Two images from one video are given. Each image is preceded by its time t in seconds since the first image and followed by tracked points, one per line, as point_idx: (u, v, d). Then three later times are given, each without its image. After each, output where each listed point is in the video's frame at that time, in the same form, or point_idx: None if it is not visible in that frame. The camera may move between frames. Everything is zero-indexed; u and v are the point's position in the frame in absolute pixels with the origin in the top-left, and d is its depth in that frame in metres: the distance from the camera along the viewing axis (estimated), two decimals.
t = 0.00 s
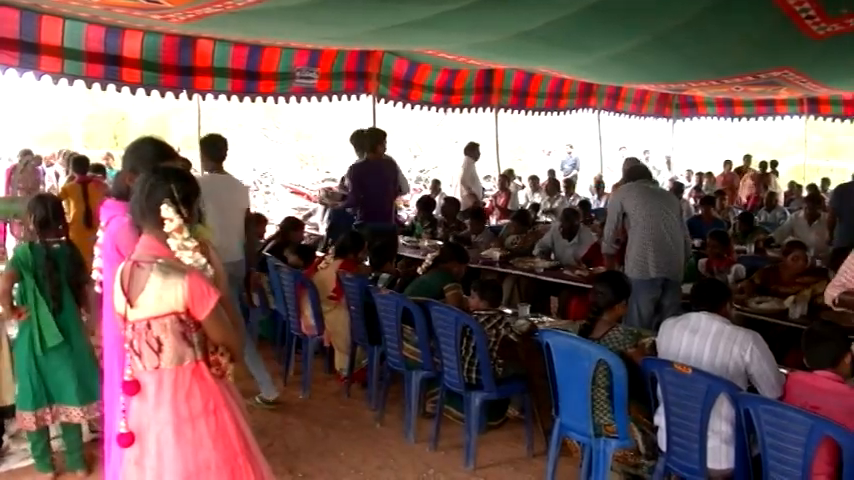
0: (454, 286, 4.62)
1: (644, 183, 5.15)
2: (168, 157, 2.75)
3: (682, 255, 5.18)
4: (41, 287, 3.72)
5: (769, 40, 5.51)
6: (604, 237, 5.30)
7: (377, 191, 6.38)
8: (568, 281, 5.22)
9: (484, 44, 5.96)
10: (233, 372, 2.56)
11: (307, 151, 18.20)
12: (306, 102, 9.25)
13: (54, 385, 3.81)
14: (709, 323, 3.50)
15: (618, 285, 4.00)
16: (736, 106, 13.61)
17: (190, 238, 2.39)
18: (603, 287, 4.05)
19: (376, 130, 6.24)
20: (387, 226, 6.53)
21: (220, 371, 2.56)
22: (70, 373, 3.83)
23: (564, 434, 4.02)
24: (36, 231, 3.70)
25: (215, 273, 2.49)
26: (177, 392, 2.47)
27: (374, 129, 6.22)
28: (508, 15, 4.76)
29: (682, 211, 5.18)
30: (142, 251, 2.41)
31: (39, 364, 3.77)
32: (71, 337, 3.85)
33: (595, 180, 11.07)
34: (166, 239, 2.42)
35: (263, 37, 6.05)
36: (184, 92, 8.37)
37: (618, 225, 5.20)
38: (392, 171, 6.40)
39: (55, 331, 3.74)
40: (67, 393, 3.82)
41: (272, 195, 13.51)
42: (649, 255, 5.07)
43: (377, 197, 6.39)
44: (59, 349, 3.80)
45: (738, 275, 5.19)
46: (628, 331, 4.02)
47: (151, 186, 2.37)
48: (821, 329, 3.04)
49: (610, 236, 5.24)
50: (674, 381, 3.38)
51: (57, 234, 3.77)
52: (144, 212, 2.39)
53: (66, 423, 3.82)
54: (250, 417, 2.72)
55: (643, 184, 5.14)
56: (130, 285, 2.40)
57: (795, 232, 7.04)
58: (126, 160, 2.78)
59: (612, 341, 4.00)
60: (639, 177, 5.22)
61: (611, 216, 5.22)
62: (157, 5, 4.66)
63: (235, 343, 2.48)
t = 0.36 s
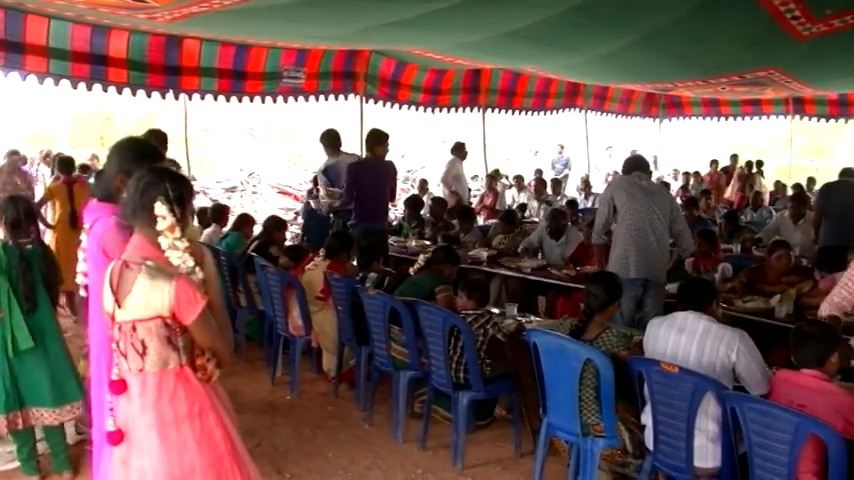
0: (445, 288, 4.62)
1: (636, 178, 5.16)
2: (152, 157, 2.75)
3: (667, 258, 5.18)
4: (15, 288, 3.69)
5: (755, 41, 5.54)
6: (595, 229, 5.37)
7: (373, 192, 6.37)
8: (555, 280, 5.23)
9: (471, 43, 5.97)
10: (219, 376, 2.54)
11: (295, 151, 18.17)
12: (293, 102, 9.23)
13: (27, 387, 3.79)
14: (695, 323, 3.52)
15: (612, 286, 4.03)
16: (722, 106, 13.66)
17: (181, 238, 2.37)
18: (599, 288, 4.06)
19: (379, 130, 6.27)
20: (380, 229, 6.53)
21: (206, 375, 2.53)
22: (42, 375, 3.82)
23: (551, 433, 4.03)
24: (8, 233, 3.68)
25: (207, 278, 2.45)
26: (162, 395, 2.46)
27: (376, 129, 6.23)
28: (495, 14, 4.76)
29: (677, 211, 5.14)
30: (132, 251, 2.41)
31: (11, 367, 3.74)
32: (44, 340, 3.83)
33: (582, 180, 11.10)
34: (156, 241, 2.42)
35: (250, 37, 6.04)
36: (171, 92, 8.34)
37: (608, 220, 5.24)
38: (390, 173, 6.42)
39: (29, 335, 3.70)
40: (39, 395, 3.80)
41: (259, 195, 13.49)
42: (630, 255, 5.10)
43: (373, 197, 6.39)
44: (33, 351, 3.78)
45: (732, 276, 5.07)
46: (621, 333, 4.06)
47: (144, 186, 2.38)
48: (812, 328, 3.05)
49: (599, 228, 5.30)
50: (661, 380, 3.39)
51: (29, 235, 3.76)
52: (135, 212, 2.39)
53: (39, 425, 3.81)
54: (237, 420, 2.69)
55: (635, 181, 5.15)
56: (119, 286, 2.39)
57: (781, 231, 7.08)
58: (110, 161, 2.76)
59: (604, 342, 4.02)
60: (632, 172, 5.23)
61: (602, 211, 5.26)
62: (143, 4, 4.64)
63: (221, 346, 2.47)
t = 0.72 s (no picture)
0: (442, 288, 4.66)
1: (633, 176, 5.17)
2: (146, 156, 2.74)
3: (659, 258, 5.20)
4: None
5: (747, 40, 5.55)
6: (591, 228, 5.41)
7: (369, 192, 6.36)
8: (549, 280, 5.22)
9: (464, 43, 5.97)
10: (214, 377, 2.53)
11: (288, 152, 18.15)
12: (286, 102, 9.22)
13: (6, 392, 3.77)
14: (689, 322, 3.53)
15: (613, 287, 3.98)
16: (714, 106, 13.69)
17: (178, 240, 2.38)
18: (603, 291, 3.99)
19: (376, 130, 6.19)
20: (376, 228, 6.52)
21: (201, 376, 2.52)
22: (21, 381, 3.79)
23: (545, 433, 4.04)
24: None
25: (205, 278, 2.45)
26: (156, 395, 2.45)
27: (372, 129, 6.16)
28: (489, 14, 4.76)
29: (670, 204, 5.09)
30: (127, 251, 2.40)
31: None
32: (25, 345, 3.80)
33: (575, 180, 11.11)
34: (152, 241, 2.42)
35: (243, 36, 6.02)
36: (164, 91, 8.33)
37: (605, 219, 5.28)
38: (386, 172, 6.37)
39: (10, 341, 3.69)
40: (16, 401, 3.77)
41: (252, 196, 13.47)
42: (621, 255, 5.14)
43: (369, 197, 6.37)
44: (12, 357, 3.75)
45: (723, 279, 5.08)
46: (618, 335, 4.09)
47: (143, 185, 2.38)
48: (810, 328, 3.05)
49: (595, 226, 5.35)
50: (655, 380, 3.39)
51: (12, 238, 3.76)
52: (133, 211, 2.39)
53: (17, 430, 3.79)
54: (231, 420, 2.69)
55: (629, 179, 5.15)
56: (113, 286, 2.38)
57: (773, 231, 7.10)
58: (101, 160, 2.76)
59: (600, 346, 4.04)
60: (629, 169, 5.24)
61: (597, 210, 5.31)
62: (136, 3, 4.63)
63: (216, 349, 2.45)
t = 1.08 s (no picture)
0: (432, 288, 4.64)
1: (624, 175, 5.18)
2: (135, 156, 2.74)
3: (648, 258, 5.22)
4: None
5: (736, 40, 5.57)
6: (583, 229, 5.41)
7: (357, 193, 6.52)
8: (540, 280, 5.22)
9: (454, 43, 5.97)
10: (202, 377, 2.52)
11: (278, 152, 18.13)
12: (276, 102, 9.21)
13: None
14: (677, 322, 3.55)
15: (603, 287, 4.01)
16: (704, 106, 13.74)
17: (165, 241, 2.38)
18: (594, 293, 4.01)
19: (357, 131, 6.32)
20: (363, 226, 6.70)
21: (189, 376, 2.52)
22: (8, 386, 3.79)
23: (535, 432, 4.05)
24: None
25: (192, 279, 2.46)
26: (145, 396, 2.44)
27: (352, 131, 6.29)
28: (478, 14, 4.76)
29: (659, 205, 5.12)
30: (113, 252, 2.40)
31: None
32: (12, 350, 3.78)
33: (565, 180, 11.12)
34: (138, 242, 2.41)
35: (232, 36, 6.01)
36: (153, 91, 8.31)
37: (595, 220, 5.27)
38: (371, 171, 6.56)
39: None
40: (4, 406, 3.77)
41: (242, 196, 13.45)
42: (609, 256, 5.16)
43: (356, 197, 6.56)
44: None
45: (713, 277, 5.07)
46: (608, 337, 4.12)
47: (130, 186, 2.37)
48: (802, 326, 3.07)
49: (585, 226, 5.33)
50: (644, 379, 3.40)
51: None
52: (119, 212, 2.38)
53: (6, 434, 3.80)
54: (220, 421, 2.68)
55: (620, 179, 5.16)
56: (99, 287, 2.37)
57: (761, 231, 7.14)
58: (89, 161, 2.74)
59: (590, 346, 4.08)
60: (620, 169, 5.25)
61: (588, 210, 5.31)
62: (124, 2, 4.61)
63: (204, 350, 2.45)
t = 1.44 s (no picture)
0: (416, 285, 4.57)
1: (610, 174, 5.20)
2: (119, 156, 2.73)
3: (634, 257, 5.26)
4: None
5: (720, 41, 5.59)
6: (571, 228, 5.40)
7: (330, 191, 6.73)
8: (527, 280, 5.23)
9: (439, 42, 5.98)
10: (186, 379, 2.51)
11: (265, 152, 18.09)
12: (262, 102, 9.20)
13: None
14: (663, 321, 3.58)
15: (584, 284, 4.08)
16: (689, 106, 13.79)
17: (149, 242, 2.38)
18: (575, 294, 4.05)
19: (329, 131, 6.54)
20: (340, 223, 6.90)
21: (173, 378, 2.51)
22: None
23: (521, 431, 4.07)
24: None
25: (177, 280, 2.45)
26: (129, 398, 2.43)
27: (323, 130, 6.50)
28: (464, 14, 4.76)
29: (643, 206, 5.13)
30: (97, 253, 2.39)
31: None
32: None
33: (551, 180, 11.13)
34: (122, 242, 2.40)
35: (218, 35, 5.99)
36: (139, 91, 8.29)
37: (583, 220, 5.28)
38: (345, 171, 6.73)
39: None
40: None
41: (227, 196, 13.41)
42: (595, 257, 5.19)
43: (330, 195, 6.75)
44: None
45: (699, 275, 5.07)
46: (592, 335, 4.12)
47: (114, 186, 2.36)
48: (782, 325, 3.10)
49: (572, 225, 5.34)
50: (630, 378, 3.42)
51: None
52: (103, 213, 2.37)
53: None
54: (204, 422, 2.68)
55: (607, 179, 5.16)
56: (83, 288, 2.36)
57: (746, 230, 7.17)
58: (72, 161, 2.73)
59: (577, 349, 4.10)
60: (607, 169, 5.26)
61: (575, 209, 5.31)
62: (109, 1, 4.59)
63: (188, 351, 2.43)
